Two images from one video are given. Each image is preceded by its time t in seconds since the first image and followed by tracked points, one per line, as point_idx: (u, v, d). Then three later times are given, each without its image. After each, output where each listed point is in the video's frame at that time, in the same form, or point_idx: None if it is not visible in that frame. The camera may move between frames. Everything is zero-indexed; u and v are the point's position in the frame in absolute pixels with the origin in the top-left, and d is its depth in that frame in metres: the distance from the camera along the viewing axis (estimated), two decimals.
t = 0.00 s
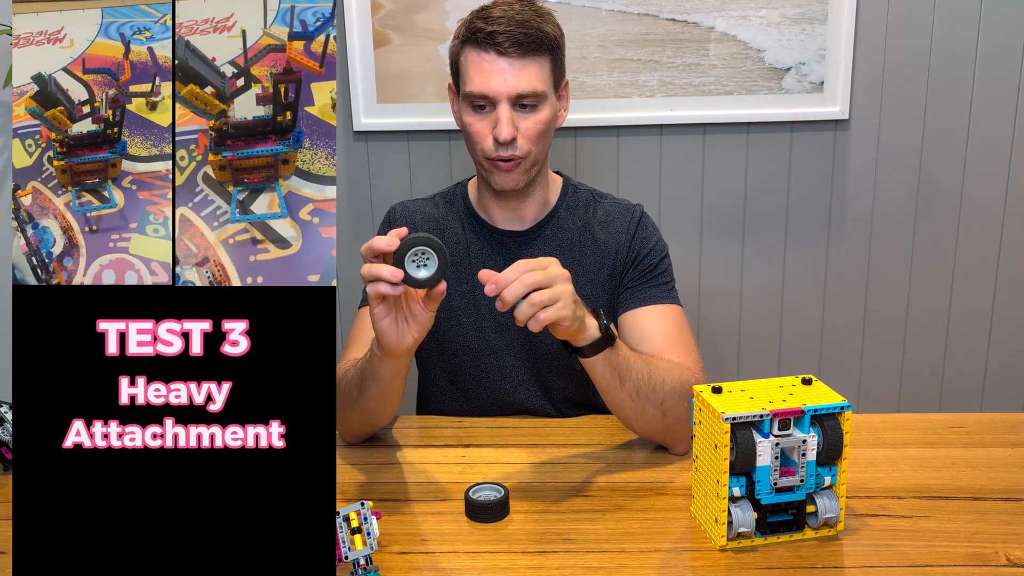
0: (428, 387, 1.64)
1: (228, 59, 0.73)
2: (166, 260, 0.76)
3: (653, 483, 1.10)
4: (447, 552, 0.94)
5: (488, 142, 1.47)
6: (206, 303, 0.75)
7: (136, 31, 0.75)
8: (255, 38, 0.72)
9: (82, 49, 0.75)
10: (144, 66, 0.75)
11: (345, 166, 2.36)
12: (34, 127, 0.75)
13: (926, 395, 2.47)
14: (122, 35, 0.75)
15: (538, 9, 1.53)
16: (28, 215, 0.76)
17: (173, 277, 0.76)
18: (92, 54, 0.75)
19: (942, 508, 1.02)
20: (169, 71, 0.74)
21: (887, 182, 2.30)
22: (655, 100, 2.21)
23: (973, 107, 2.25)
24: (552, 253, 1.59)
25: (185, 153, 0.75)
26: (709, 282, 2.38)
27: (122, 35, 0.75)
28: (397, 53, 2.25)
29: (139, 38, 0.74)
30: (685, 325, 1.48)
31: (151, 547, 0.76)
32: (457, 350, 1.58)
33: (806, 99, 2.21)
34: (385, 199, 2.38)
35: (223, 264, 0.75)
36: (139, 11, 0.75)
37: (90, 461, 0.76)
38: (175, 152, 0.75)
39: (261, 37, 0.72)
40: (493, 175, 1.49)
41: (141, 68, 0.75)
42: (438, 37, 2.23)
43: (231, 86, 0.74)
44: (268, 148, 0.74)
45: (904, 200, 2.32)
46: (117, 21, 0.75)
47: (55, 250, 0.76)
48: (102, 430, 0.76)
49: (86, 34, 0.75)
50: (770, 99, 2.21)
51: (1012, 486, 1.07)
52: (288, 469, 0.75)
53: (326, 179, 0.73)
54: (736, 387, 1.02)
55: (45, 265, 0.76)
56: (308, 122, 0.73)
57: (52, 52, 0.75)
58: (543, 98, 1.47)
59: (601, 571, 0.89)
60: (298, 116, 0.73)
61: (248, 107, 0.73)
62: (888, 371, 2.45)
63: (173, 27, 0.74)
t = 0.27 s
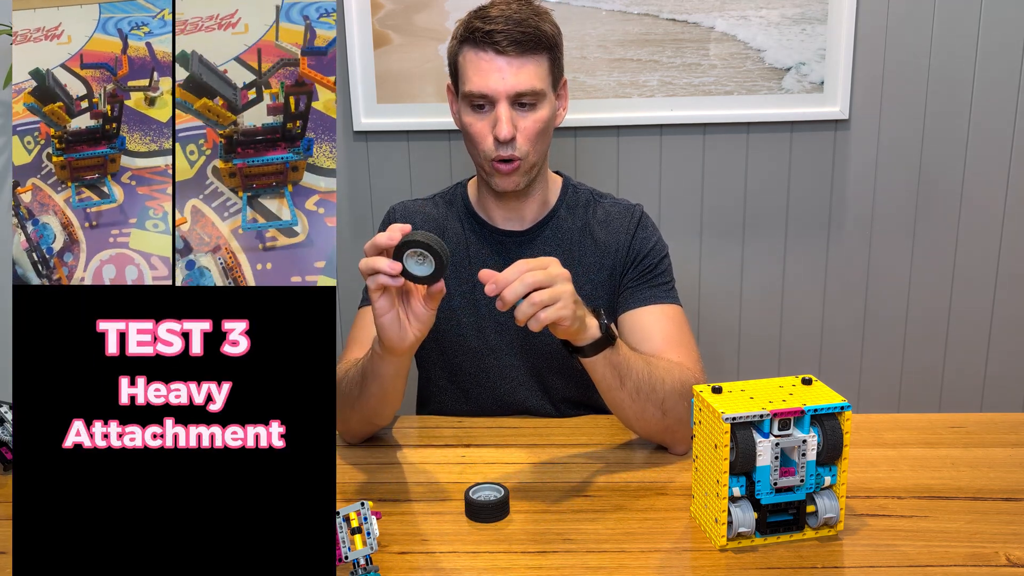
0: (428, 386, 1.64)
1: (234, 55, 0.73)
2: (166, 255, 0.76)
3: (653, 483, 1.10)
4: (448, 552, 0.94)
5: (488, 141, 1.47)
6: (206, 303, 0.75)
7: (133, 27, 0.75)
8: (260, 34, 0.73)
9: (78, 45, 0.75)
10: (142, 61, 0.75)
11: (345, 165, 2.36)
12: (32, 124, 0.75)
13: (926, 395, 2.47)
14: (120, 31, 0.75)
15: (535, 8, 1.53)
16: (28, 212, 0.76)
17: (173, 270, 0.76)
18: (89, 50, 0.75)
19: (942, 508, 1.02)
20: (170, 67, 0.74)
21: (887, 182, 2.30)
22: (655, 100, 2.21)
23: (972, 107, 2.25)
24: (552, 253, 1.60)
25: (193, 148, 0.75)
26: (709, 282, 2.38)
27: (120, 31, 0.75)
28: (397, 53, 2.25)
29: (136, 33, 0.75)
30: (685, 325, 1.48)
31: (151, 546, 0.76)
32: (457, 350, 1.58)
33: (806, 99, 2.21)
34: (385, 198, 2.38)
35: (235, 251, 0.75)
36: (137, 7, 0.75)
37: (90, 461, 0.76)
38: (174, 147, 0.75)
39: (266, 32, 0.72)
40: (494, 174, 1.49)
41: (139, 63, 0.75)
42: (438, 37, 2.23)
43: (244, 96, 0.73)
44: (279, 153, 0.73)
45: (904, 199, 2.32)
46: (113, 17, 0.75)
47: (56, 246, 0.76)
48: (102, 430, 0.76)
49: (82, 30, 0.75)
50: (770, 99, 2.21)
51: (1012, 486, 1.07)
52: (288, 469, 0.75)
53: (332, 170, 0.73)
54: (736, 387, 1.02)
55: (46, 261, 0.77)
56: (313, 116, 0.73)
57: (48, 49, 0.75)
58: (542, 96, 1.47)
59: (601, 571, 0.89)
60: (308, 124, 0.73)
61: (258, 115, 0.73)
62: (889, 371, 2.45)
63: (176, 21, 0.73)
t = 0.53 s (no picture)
0: (427, 386, 1.64)
1: (234, 50, 0.73)
2: (168, 252, 0.76)
3: (653, 483, 1.10)
4: (448, 552, 0.94)
5: (489, 138, 1.47)
6: (207, 303, 0.75)
7: (132, 25, 0.75)
8: (260, 29, 0.73)
9: (78, 44, 0.75)
10: (141, 59, 0.75)
11: (345, 165, 2.36)
12: (33, 124, 0.75)
13: (926, 395, 2.47)
14: (119, 29, 0.75)
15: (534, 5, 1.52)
16: (31, 212, 0.76)
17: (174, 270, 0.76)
18: (88, 48, 0.75)
19: (942, 508, 1.02)
20: (170, 65, 0.74)
21: (887, 181, 2.30)
22: (655, 100, 2.21)
23: (973, 107, 2.25)
24: (552, 253, 1.60)
25: (195, 141, 0.74)
26: (709, 282, 2.38)
27: (119, 29, 0.75)
28: (397, 53, 2.25)
29: (135, 32, 0.75)
30: (685, 325, 1.48)
31: (152, 547, 0.76)
32: (456, 350, 1.58)
33: (806, 99, 2.21)
34: (385, 198, 2.37)
35: (236, 236, 0.74)
36: (136, 5, 0.75)
37: (90, 461, 0.76)
38: (175, 144, 0.75)
39: (266, 27, 0.72)
40: (494, 172, 1.49)
41: (138, 61, 0.75)
42: (438, 36, 2.23)
43: (245, 88, 0.73)
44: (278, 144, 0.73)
45: (904, 200, 2.32)
46: (113, 16, 0.75)
47: (58, 245, 0.76)
48: (102, 430, 0.76)
49: (82, 29, 0.75)
50: (770, 99, 2.21)
51: (1012, 486, 1.07)
52: (288, 469, 0.75)
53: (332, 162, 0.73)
54: (736, 387, 1.02)
55: (49, 260, 0.76)
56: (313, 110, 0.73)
57: (48, 48, 0.75)
58: (542, 93, 1.47)
59: (601, 571, 0.89)
60: (307, 116, 0.73)
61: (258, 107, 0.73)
62: (889, 371, 2.46)
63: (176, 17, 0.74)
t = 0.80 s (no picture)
0: (427, 387, 1.64)
1: (234, 51, 0.73)
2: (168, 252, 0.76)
3: (653, 483, 1.10)
4: (448, 552, 0.94)
5: (489, 140, 1.47)
6: (205, 303, 0.75)
7: (131, 24, 0.75)
8: (258, 30, 0.73)
9: (76, 42, 0.75)
10: (141, 58, 0.75)
11: (345, 165, 2.36)
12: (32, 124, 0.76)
13: (926, 394, 2.47)
14: (118, 28, 0.75)
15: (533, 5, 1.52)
16: (31, 213, 0.76)
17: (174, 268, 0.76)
18: (88, 48, 0.75)
19: (942, 508, 1.02)
20: (170, 64, 0.75)
21: (887, 181, 2.30)
22: (655, 100, 2.21)
23: (973, 107, 2.25)
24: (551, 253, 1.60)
25: (195, 141, 0.74)
26: (709, 282, 2.38)
27: (119, 28, 0.75)
28: (397, 53, 2.25)
29: (135, 31, 0.75)
30: (684, 325, 1.48)
31: (152, 548, 0.76)
32: (456, 350, 1.59)
33: (806, 99, 2.21)
34: (385, 198, 2.37)
35: (236, 235, 0.75)
36: (135, 4, 0.75)
37: (91, 462, 0.76)
38: (175, 144, 0.75)
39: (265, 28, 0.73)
40: (494, 173, 1.50)
41: (138, 60, 0.75)
42: (438, 36, 2.23)
43: (242, 87, 0.73)
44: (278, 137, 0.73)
45: (904, 200, 2.32)
46: (113, 14, 0.75)
47: (59, 245, 0.76)
48: (102, 430, 0.76)
49: (81, 27, 0.75)
50: (770, 99, 2.21)
51: (1012, 486, 1.07)
52: (288, 469, 0.75)
53: (331, 161, 0.73)
54: (736, 387, 1.02)
55: (50, 261, 0.76)
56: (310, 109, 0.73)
57: (47, 47, 0.75)
58: (542, 94, 1.47)
59: (601, 571, 0.89)
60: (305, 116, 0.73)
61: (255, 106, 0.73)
62: (889, 371, 2.46)
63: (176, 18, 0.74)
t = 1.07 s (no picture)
0: (428, 387, 1.64)
1: (233, 51, 0.73)
2: (167, 251, 0.76)
3: (653, 483, 1.10)
4: (448, 552, 0.94)
5: (490, 143, 1.47)
6: (206, 304, 0.75)
7: (130, 23, 0.75)
8: (258, 30, 0.73)
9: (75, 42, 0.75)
10: (139, 57, 0.75)
11: (345, 165, 2.36)
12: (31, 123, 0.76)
13: (926, 394, 2.47)
14: (116, 27, 0.75)
15: (535, 9, 1.52)
16: (30, 212, 0.76)
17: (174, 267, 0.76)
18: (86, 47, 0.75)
19: (942, 508, 1.02)
20: (170, 63, 0.74)
21: (887, 182, 2.30)
22: (655, 100, 2.21)
23: (972, 107, 2.25)
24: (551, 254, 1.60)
25: (196, 142, 0.75)
26: (709, 282, 2.38)
27: (116, 28, 0.75)
28: (397, 53, 2.25)
29: (133, 30, 0.75)
30: (684, 325, 1.48)
31: (152, 548, 0.76)
32: (456, 351, 1.59)
33: (806, 99, 2.21)
34: (385, 198, 2.37)
35: (236, 235, 0.75)
36: (133, 3, 0.75)
37: (90, 462, 0.76)
38: (175, 144, 0.75)
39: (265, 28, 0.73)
40: (495, 176, 1.50)
41: (136, 59, 0.75)
42: (438, 36, 2.23)
43: (242, 92, 0.73)
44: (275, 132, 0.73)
45: (904, 200, 2.32)
46: (110, 14, 0.75)
47: (58, 245, 0.76)
48: (102, 430, 0.76)
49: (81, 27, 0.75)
50: (770, 99, 2.21)
51: (1012, 486, 1.07)
52: (289, 469, 0.75)
53: (330, 160, 0.73)
54: (736, 387, 1.02)
55: (49, 261, 0.76)
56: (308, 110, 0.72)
57: (46, 47, 0.75)
58: (544, 98, 1.47)
59: (601, 571, 0.89)
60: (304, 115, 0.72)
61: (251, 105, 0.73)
62: (889, 371, 2.46)
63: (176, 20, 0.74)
